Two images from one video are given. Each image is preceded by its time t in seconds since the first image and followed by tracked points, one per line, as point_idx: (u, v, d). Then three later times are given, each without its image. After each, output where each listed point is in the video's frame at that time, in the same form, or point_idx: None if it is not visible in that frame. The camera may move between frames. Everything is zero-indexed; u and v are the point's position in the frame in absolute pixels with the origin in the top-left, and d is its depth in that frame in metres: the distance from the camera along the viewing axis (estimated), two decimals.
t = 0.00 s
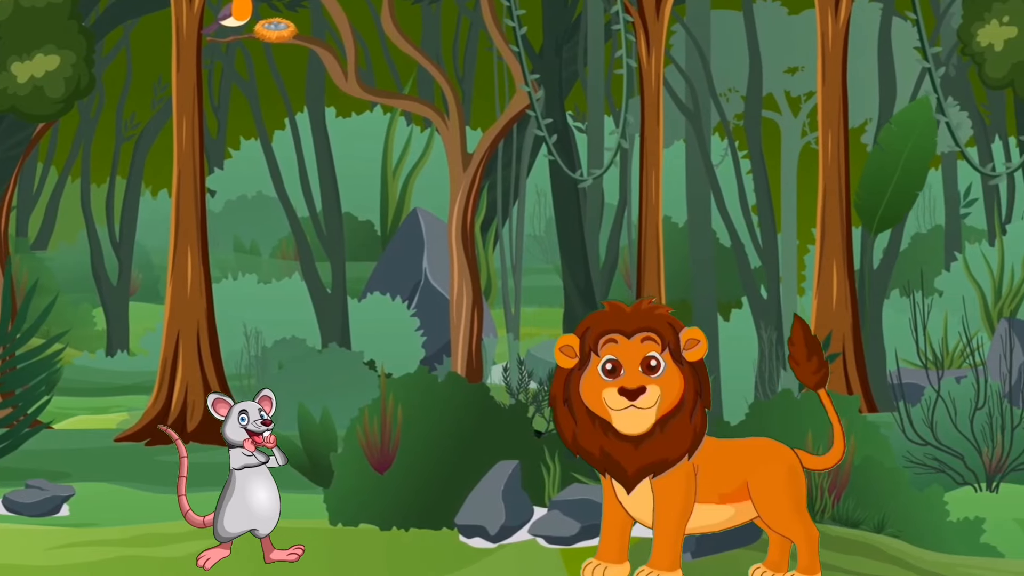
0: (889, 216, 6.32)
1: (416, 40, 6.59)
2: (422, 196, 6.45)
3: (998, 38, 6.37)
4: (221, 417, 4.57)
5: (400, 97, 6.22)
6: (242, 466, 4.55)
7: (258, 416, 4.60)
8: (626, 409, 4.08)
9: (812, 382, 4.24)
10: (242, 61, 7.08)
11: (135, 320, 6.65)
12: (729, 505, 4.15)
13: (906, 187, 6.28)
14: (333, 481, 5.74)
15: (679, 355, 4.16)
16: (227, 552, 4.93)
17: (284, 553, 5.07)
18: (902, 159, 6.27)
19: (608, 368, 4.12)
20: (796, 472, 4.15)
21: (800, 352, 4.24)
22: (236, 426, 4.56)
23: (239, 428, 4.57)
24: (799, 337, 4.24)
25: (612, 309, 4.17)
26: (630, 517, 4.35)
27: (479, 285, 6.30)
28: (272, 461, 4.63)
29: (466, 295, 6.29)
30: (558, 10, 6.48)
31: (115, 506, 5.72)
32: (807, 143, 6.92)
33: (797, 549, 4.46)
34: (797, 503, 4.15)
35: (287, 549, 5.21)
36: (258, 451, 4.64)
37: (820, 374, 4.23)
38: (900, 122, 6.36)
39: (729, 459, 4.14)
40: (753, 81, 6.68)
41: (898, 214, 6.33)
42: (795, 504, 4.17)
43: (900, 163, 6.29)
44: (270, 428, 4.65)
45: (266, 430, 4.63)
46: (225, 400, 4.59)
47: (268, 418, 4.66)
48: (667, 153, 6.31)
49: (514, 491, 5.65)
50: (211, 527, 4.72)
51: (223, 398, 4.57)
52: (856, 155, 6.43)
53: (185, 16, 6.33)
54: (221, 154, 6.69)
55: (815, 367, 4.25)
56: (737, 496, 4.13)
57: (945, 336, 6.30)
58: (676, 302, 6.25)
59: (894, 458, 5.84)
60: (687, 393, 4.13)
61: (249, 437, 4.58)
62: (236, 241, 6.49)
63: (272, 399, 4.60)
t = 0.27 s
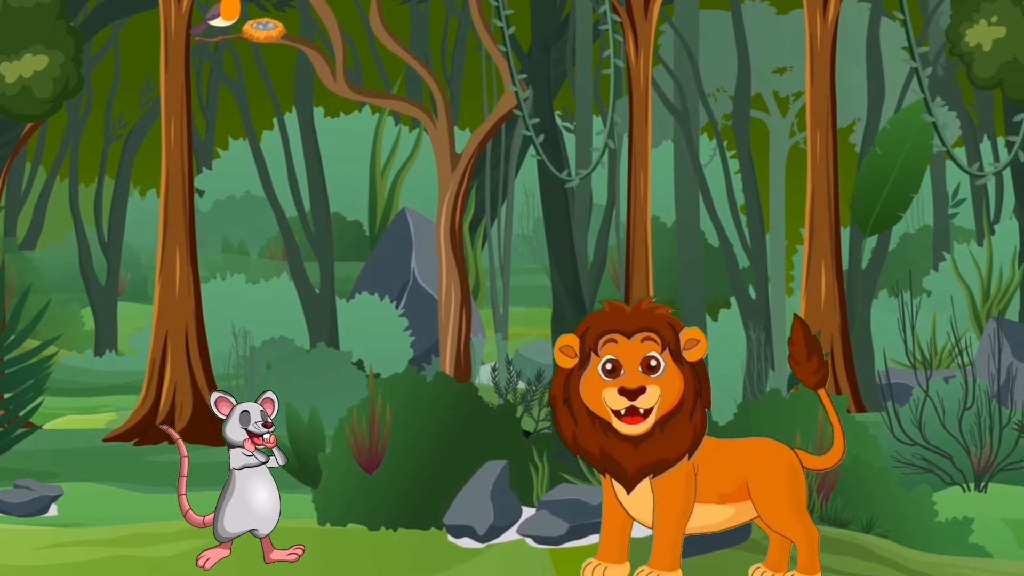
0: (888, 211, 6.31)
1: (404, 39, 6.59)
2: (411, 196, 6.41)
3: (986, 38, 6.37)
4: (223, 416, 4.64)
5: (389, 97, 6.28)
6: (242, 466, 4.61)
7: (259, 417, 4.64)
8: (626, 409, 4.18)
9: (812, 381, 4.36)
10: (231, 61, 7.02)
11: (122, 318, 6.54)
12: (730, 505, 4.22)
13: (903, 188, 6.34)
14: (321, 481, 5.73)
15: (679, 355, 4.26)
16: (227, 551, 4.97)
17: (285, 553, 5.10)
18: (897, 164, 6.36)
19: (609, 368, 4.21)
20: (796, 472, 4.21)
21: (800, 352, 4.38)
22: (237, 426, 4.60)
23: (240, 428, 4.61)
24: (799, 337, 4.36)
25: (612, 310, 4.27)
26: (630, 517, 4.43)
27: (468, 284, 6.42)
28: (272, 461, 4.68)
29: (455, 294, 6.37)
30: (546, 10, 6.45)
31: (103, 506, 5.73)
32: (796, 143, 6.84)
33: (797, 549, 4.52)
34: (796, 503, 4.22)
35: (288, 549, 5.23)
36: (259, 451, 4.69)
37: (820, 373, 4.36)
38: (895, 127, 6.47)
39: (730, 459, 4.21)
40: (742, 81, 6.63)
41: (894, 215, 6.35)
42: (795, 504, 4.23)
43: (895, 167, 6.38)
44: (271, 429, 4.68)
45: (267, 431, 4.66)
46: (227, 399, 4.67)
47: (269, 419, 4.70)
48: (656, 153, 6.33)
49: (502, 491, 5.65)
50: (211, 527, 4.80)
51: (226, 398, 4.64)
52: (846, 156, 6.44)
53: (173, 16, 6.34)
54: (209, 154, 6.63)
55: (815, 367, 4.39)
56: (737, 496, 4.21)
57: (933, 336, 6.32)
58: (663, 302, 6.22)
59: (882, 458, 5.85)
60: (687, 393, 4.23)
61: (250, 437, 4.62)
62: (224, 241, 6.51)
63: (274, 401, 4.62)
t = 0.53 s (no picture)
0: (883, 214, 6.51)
1: (392, 40, 6.58)
2: (398, 195, 6.43)
3: (975, 38, 6.38)
4: (221, 418, 4.64)
5: (377, 98, 6.28)
6: (242, 466, 4.62)
7: (258, 417, 4.66)
8: (626, 409, 4.22)
9: (812, 381, 4.45)
10: (218, 61, 7.06)
11: (110, 318, 6.60)
12: (730, 505, 4.27)
13: (899, 192, 6.54)
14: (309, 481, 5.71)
15: (679, 355, 4.30)
16: (227, 551, 4.97)
17: (284, 554, 5.11)
18: (892, 168, 6.58)
19: (609, 368, 4.25)
20: (796, 472, 4.27)
21: (799, 353, 4.50)
22: (237, 426, 4.62)
23: (240, 428, 4.63)
24: (799, 337, 4.50)
25: (612, 310, 4.30)
26: (629, 516, 4.50)
27: (456, 284, 6.46)
28: (272, 461, 4.69)
29: (442, 295, 6.42)
30: (534, 10, 6.43)
31: (92, 506, 5.73)
32: (784, 143, 6.85)
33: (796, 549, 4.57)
34: (796, 503, 4.29)
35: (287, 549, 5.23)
36: (258, 451, 4.71)
37: (819, 374, 4.45)
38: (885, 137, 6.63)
39: (729, 460, 4.27)
40: (730, 80, 6.64)
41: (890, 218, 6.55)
42: (794, 504, 4.30)
43: (892, 169, 6.60)
44: (270, 429, 4.70)
45: (267, 431, 4.68)
46: (225, 401, 4.67)
47: (270, 420, 4.72)
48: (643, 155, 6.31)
49: (491, 491, 5.65)
50: (212, 528, 4.86)
51: (224, 400, 4.66)
52: (834, 155, 6.51)
53: (161, 16, 6.34)
54: (198, 155, 6.59)
55: (814, 367, 4.48)
56: (737, 496, 4.26)
57: (922, 336, 6.30)
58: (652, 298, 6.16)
59: (871, 458, 5.85)
60: (687, 393, 4.27)
61: (249, 437, 4.64)
62: (213, 242, 6.51)
63: (277, 403, 4.66)
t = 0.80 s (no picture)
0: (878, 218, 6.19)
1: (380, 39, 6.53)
2: (387, 196, 6.47)
3: (963, 38, 6.37)
4: (221, 418, 4.50)
5: (364, 98, 6.15)
6: (242, 466, 4.49)
7: (259, 417, 4.52)
8: (626, 409, 4.02)
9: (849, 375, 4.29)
10: (207, 61, 7.29)
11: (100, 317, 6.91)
12: (729, 505, 4.10)
13: (896, 193, 6.18)
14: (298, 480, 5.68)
15: (673, 351, 4.10)
16: (228, 551, 4.88)
17: (284, 553, 5.02)
18: (891, 170, 6.16)
19: (606, 369, 4.05)
20: (796, 472, 4.12)
21: (845, 342, 4.30)
22: (237, 426, 4.48)
23: (240, 428, 4.49)
24: (853, 326, 4.29)
25: (603, 311, 4.13)
26: (629, 517, 4.38)
27: (444, 286, 6.36)
28: (272, 461, 4.56)
29: (431, 296, 6.32)
30: (523, 10, 6.28)
31: (80, 506, 5.68)
32: (773, 143, 7.03)
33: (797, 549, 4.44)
34: (796, 504, 4.13)
35: (286, 549, 5.15)
36: (258, 450, 4.58)
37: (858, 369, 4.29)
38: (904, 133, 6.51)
39: (729, 458, 4.10)
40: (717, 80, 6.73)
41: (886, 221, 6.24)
42: (795, 504, 4.14)
43: (890, 171, 6.18)
44: (271, 429, 4.57)
45: (267, 431, 4.55)
46: (225, 401, 4.53)
47: (269, 420, 4.59)
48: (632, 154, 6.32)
49: (479, 491, 5.62)
50: (212, 527, 4.68)
51: (223, 400, 4.51)
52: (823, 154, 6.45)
53: (150, 19, 6.31)
54: (185, 154, 6.66)
55: (855, 361, 4.31)
56: (737, 496, 4.10)
57: (910, 336, 6.33)
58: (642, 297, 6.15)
59: (860, 458, 5.86)
60: (686, 387, 4.07)
61: (249, 437, 4.50)
62: (201, 242, 6.59)
63: (278, 403, 4.55)
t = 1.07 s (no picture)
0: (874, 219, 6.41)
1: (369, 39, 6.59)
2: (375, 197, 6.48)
3: (951, 38, 6.37)
4: (222, 417, 4.59)
5: (351, 97, 6.18)
6: (242, 466, 4.58)
7: (258, 417, 4.60)
8: (627, 409, 4.14)
9: (848, 374, 4.48)
10: (196, 61, 7.31)
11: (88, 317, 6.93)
12: (729, 505, 4.20)
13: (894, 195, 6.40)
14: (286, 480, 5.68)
15: (674, 351, 4.22)
16: (227, 551, 4.94)
17: (285, 553, 5.05)
18: (888, 172, 6.42)
19: (605, 370, 4.17)
20: (796, 472, 4.22)
21: (846, 341, 4.48)
22: (236, 426, 4.56)
23: (240, 428, 4.57)
24: (852, 326, 4.45)
25: (603, 312, 4.25)
26: (630, 517, 4.45)
27: (432, 287, 6.39)
28: (272, 461, 4.67)
29: (419, 298, 6.35)
30: (511, 10, 6.31)
31: (69, 506, 5.69)
32: (760, 142, 7.07)
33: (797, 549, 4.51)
34: (796, 505, 4.23)
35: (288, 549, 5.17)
36: (258, 451, 4.68)
37: (857, 369, 4.47)
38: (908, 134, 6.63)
39: (728, 459, 4.20)
40: (706, 79, 6.68)
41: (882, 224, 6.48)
42: (794, 505, 4.24)
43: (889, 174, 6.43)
44: (270, 429, 4.66)
45: (267, 431, 4.63)
46: (224, 400, 4.61)
47: (269, 419, 4.67)
48: (621, 154, 6.32)
49: (467, 491, 5.62)
50: (211, 527, 4.76)
51: (224, 400, 4.60)
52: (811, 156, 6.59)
53: (138, 18, 6.33)
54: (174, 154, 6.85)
55: (855, 361, 4.49)
56: (737, 496, 4.19)
57: (898, 336, 6.35)
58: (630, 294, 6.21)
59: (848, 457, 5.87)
60: (686, 388, 4.19)
61: (249, 437, 4.59)
62: (190, 242, 6.57)
63: (276, 403, 4.62)
